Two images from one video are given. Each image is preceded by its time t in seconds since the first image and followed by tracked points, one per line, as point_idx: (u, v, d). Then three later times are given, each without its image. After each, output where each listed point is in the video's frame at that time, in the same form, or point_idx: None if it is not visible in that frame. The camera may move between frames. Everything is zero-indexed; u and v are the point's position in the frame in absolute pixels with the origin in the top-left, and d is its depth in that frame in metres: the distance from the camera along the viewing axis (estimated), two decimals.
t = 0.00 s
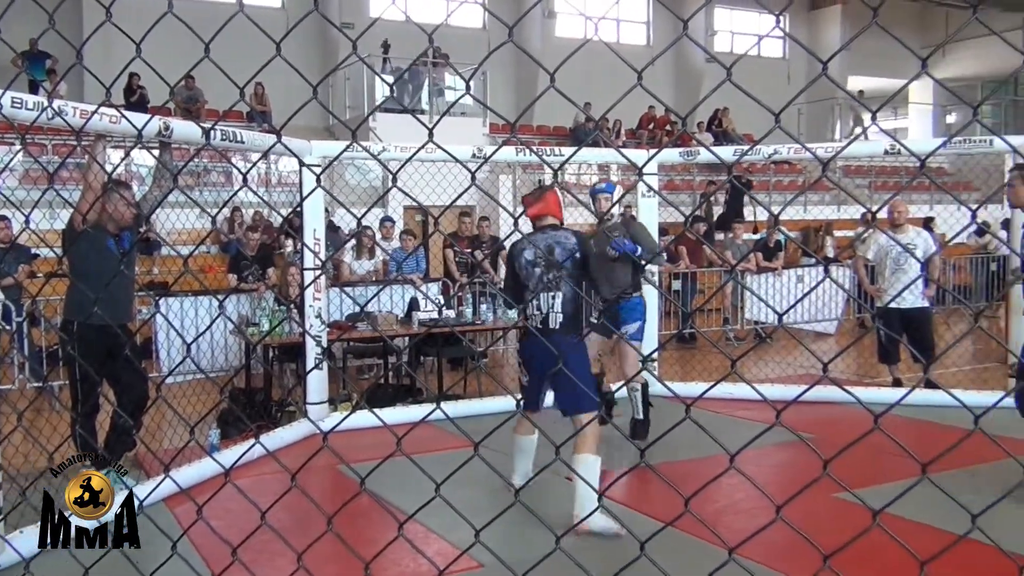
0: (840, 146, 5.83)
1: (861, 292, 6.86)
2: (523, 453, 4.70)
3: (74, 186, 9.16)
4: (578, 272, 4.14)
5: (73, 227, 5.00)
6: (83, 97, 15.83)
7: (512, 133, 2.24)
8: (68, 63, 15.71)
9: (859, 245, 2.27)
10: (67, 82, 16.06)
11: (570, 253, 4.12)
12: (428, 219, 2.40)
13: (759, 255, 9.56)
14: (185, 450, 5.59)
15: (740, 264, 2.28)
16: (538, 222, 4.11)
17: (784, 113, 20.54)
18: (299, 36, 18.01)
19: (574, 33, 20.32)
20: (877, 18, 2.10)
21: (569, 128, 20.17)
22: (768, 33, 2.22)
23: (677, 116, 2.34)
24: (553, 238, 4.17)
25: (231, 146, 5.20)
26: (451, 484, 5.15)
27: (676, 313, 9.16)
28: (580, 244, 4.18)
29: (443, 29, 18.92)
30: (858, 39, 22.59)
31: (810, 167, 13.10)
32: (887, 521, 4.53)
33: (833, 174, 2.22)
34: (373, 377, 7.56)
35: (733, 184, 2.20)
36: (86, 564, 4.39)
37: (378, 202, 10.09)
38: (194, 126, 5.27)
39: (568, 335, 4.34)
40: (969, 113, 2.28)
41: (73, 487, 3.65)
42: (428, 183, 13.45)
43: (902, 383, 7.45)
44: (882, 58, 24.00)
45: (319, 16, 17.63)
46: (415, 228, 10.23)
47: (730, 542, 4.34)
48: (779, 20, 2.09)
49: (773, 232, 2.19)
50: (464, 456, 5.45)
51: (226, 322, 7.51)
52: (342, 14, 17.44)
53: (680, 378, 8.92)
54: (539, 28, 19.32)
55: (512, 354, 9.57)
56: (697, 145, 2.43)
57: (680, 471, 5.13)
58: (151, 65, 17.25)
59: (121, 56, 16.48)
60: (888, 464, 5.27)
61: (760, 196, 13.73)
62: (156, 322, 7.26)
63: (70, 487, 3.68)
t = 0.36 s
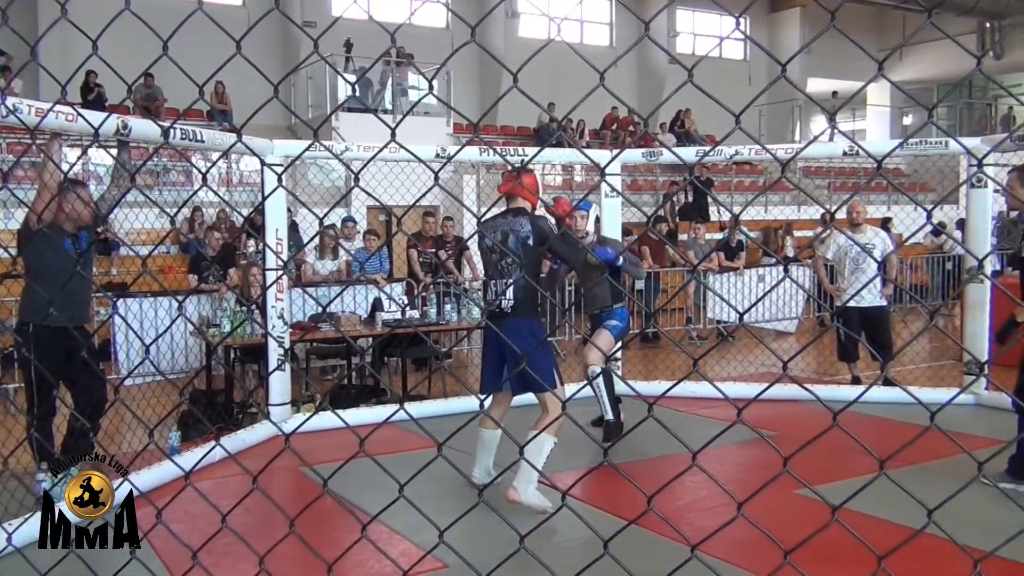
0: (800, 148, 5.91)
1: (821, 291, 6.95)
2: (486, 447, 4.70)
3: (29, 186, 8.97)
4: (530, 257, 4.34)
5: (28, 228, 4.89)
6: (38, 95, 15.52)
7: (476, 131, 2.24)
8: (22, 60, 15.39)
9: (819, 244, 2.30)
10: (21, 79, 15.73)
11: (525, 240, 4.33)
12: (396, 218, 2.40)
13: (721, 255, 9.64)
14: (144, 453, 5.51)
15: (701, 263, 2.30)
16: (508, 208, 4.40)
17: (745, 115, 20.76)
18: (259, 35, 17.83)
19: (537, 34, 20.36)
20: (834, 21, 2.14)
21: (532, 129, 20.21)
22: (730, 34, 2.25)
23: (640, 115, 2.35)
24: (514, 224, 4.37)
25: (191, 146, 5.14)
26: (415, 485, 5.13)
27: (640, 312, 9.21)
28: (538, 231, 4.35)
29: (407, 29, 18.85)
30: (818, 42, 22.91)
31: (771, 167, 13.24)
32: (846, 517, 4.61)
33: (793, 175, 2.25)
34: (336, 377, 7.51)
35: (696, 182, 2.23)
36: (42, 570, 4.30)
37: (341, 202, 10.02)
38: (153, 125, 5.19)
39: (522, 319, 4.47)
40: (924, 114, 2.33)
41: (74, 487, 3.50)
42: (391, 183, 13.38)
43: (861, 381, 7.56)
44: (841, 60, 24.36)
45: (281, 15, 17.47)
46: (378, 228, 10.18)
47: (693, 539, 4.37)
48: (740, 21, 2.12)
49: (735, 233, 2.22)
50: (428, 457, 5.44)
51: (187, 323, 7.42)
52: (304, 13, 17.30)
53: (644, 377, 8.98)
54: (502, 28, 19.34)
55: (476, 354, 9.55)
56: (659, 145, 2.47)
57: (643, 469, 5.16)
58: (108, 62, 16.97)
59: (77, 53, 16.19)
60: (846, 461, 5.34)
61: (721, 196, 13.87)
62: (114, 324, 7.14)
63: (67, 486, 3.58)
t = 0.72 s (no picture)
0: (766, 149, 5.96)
1: (787, 291, 7.00)
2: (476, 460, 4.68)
3: None
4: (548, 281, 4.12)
5: None
6: None
7: (443, 133, 2.24)
8: None
9: (784, 244, 2.34)
10: None
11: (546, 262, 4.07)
12: (361, 220, 2.40)
13: (688, 255, 9.71)
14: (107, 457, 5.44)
15: (670, 265, 2.32)
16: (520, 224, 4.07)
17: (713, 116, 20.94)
18: (225, 33, 17.67)
19: (506, 35, 20.37)
20: (798, 24, 2.17)
21: (501, 129, 20.22)
22: (696, 35, 2.27)
23: (608, 117, 2.36)
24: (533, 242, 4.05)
25: (156, 145, 5.07)
26: (383, 487, 5.10)
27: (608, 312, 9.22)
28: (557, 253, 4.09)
29: (374, 28, 18.78)
30: (783, 44, 23.15)
31: (737, 168, 13.36)
32: (811, 514, 4.66)
33: (758, 175, 2.29)
34: (303, 379, 7.44)
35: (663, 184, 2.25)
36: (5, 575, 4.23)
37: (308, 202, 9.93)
38: (117, 123, 5.11)
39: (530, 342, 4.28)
40: (886, 117, 2.36)
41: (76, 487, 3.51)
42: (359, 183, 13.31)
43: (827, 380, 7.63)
44: (807, 62, 24.65)
45: (247, 13, 17.32)
46: (346, 229, 10.12)
47: (661, 538, 4.39)
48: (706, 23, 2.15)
49: (702, 234, 2.24)
50: (395, 459, 5.41)
51: (151, 324, 7.32)
52: (271, 12, 17.18)
53: (612, 378, 9.01)
54: (470, 28, 19.35)
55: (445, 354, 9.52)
56: (625, 146, 2.49)
57: (612, 470, 5.16)
58: (70, 61, 16.72)
59: (38, 51, 15.93)
60: (812, 459, 5.40)
61: (688, 197, 13.97)
62: (76, 325, 7.03)
63: (69, 488, 3.69)
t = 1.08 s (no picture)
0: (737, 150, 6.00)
1: (759, 292, 7.06)
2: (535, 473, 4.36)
3: None
4: (572, 264, 3.55)
5: None
6: None
7: (415, 135, 2.23)
8: None
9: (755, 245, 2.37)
10: None
11: (565, 243, 3.53)
12: (333, 222, 2.40)
13: (660, 256, 9.77)
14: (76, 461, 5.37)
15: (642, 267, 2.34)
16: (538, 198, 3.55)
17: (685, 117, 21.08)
18: (195, 31, 17.50)
19: (478, 35, 20.37)
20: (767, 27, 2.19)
21: (474, 129, 20.22)
22: (666, 38, 2.29)
23: (579, 120, 2.37)
24: (550, 222, 3.54)
25: (125, 144, 5.02)
26: (356, 489, 5.09)
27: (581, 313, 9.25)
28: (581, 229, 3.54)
29: (347, 28, 18.71)
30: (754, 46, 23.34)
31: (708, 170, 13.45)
32: (782, 513, 4.70)
33: (729, 177, 2.31)
34: (276, 380, 7.39)
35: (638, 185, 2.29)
36: None
37: (280, 202, 9.88)
38: (85, 123, 5.04)
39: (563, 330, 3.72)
40: (855, 118, 2.38)
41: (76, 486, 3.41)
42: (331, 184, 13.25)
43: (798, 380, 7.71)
44: (777, 65, 24.88)
45: (218, 12, 17.19)
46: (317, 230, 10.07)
47: (635, 538, 4.40)
48: (676, 26, 2.17)
49: (674, 234, 2.25)
50: (368, 460, 5.39)
51: (120, 326, 7.24)
52: (242, 11, 17.05)
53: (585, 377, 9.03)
54: (443, 28, 19.32)
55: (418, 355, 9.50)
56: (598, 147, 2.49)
57: (586, 470, 5.18)
58: (36, 59, 16.49)
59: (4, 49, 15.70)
60: (783, 459, 5.44)
61: (661, 198, 14.05)
62: (44, 327, 6.94)
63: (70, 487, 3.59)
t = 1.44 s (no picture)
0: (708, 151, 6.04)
1: (731, 292, 7.11)
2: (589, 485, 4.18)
3: None
4: (654, 264, 3.76)
5: None
6: None
7: (387, 134, 2.21)
8: None
9: (726, 245, 2.38)
10: None
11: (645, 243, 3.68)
12: (305, 221, 2.39)
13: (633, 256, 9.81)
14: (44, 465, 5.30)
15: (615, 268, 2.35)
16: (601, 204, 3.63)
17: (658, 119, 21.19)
18: (166, 29, 17.34)
19: (452, 35, 20.32)
20: (739, 28, 2.20)
21: (448, 130, 20.19)
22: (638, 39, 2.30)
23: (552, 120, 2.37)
24: (625, 224, 3.62)
25: (94, 144, 4.95)
26: (329, 491, 5.06)
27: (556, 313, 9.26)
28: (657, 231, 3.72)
29: (319, 27, 18.60)
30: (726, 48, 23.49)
31: (681, 171, 13.51)
32: (754, 512, 4.73)
33: (701, 178, 2.32)
34: (248, 382, 7.33)
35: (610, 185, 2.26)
36: None
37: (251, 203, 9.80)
38: (54, 122, 4.98)
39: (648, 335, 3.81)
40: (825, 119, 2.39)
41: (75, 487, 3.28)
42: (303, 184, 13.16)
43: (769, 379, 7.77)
44: (749, 67, 25.05)
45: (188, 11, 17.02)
46: (289, 230, 10.01)
47: (608, 538, 4.42)
48: (648, 27, 2.18)
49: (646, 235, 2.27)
50: (341, 462, 5.37)
51: (88, 328, 7.15)
52: (213, 10, 16.91)
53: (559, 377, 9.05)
54: (416, 29, 19.30)
55: (391, 356, 9.47)
56: (571, 146, 2.49)
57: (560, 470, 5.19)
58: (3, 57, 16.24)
59: None
60: (755, 458, 5.48)
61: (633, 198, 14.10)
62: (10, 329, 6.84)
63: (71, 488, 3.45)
